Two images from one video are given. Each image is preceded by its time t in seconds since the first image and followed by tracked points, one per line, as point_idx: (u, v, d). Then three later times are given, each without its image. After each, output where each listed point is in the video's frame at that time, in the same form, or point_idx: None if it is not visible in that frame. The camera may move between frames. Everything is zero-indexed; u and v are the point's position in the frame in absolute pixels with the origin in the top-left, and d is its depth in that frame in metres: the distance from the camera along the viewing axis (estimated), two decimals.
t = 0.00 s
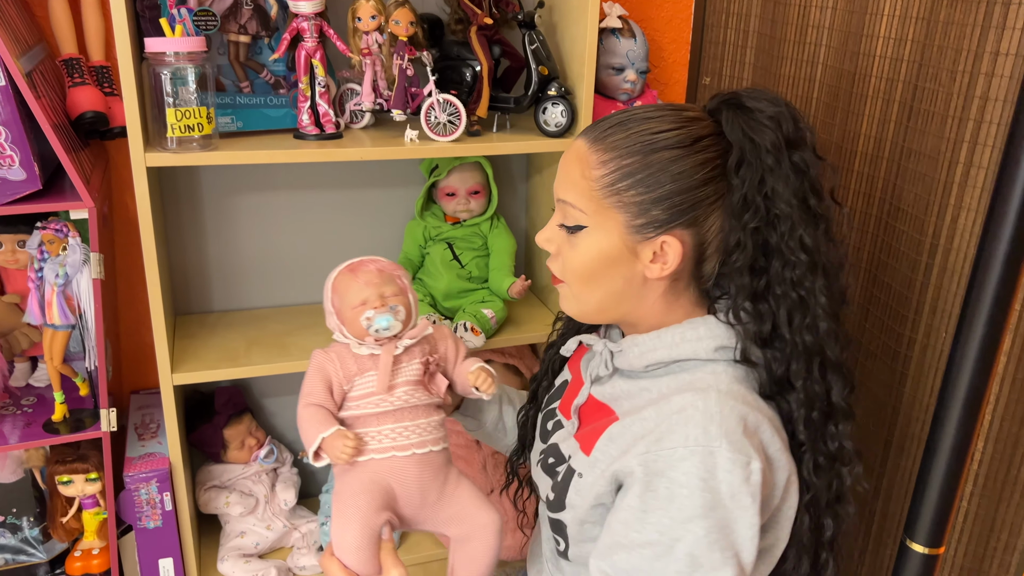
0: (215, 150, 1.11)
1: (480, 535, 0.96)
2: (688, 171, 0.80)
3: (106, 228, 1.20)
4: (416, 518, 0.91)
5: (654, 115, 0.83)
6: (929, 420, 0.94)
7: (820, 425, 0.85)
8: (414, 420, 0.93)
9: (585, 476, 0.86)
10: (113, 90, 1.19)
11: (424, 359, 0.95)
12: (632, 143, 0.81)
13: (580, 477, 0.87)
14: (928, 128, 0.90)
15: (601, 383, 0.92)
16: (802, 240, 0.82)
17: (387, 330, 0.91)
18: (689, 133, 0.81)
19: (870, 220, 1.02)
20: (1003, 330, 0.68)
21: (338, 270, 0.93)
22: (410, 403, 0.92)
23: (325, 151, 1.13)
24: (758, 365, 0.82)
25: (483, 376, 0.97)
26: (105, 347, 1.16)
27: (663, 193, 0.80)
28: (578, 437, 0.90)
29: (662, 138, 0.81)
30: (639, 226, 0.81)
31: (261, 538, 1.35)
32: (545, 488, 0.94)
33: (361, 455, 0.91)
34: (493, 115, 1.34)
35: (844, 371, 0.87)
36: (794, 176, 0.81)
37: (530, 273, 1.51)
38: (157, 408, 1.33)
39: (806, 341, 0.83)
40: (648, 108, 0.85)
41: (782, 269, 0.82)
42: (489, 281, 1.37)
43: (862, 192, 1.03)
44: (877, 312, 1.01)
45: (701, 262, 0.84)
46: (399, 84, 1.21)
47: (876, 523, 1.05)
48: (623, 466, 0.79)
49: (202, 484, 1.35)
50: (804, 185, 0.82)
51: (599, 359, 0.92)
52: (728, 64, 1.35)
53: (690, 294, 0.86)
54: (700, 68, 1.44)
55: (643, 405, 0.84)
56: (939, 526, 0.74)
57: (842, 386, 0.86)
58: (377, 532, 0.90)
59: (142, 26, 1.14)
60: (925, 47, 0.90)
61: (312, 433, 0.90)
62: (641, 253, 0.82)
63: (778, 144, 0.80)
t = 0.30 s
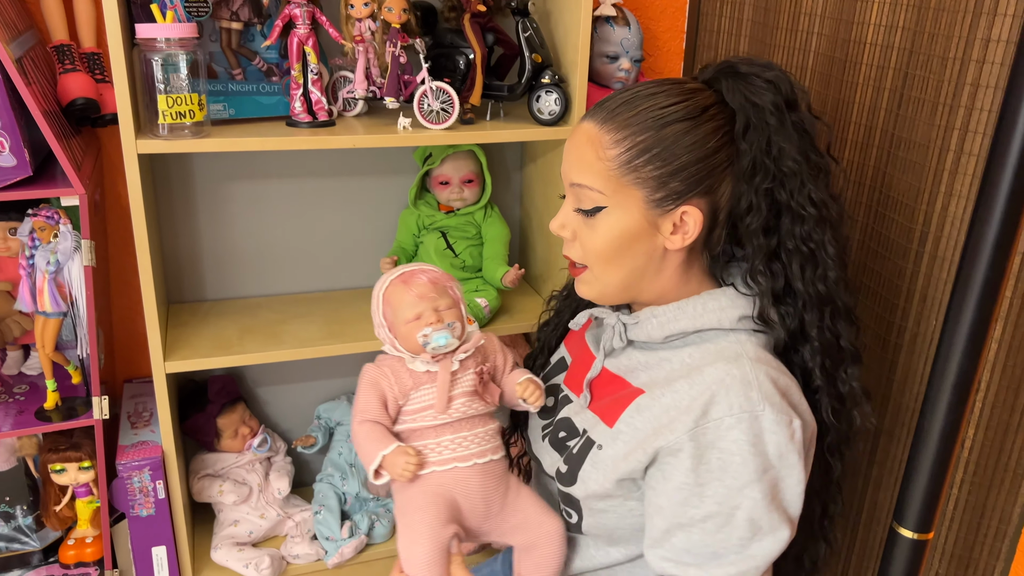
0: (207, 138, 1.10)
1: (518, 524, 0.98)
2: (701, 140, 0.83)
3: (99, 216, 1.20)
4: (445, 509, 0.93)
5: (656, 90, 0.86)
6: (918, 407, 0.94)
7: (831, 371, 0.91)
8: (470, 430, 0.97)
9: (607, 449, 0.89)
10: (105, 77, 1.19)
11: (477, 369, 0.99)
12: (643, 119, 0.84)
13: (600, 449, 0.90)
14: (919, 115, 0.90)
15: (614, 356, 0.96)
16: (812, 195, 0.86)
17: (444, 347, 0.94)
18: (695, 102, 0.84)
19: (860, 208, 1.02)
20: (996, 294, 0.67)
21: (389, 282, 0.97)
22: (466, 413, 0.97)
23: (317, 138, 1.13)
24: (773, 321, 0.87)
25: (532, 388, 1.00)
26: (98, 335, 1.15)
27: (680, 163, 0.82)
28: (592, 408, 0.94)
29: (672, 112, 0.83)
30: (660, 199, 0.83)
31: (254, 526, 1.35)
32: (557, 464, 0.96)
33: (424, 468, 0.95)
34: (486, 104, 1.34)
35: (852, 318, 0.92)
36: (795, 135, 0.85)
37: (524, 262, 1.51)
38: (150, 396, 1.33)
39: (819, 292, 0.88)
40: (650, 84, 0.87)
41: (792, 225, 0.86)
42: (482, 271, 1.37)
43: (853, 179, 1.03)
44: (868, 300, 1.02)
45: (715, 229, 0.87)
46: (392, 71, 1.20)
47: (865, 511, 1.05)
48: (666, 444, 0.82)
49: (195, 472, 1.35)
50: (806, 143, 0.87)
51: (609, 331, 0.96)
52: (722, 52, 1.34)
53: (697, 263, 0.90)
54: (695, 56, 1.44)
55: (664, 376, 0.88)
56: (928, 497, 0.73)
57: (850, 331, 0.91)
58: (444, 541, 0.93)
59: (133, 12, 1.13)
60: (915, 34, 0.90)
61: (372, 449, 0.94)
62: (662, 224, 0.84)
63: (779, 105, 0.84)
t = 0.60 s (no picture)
0: (197, 126, 1.10)
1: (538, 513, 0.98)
2: (695, 144, 0.85)
3: (89, 205, 1.19)
4: (467, 504, 0.96)
5: (647, 96, 0.87)
6: (907, 397, 0.94)
7: (819, 349, 0.93)
8: (510, 435, 1.00)
9: (631, 447, 0.89)
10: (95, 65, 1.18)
11: (515, 375, 1.02)
12: (638, 127, 0.85)
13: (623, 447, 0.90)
14: (909, 105, 0.90)
15: (625, 354, 0.97)
16: (798, 192, 0.88)
17: (486, 356, 0.98)
18: (685, 106, 0.86)
19: (851, 199, 1.02)
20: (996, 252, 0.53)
21: (431, 292, 1.01)
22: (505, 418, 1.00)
23: (308, 127, 1.13)
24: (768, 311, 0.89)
25: (560, 395, 0.99)
26: (89, 325, 1.15)
27: (677, 168, 0.84)
28: (609, 406, 0.95)
29: (665, 118, 0.85)
30: (659, 203, 0.85)
31: (247, 516, 1.35)
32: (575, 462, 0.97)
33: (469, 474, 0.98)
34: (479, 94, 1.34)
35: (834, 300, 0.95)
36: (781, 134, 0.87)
37: (517, 253, 1.51)
38: (143, 386, 1.33)
39: (807, 279, 0.90)
40: (641, 91, 0.88)
41: (782, 221, 0.88)
42: (475, 261, 1.38)
43: (843, 170, 1.03)
44: (858, 290, 1.02)
45: (713, 222, 0.89)
46: (385, 60, 1.20)
47: (855, 501, 1.06)
48: (696, 443, 0.83)
49: (187, 462, 1.35)
50: (790, 140, 0.88)
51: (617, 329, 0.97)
52: (716, 42, 1.34)
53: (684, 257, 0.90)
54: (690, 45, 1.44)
55: (679, 374, 0.89)
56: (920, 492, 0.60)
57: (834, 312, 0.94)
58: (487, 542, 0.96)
59: None
60: (906, 24, 0.90)
61: (417, 457, 0.96)
62: (663, 227, 0.86)
63: (764, 105, 0.86)
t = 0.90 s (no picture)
0: (189, 115, 1.09)
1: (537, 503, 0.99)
2: (696, 137, 0.85)
3: (80, 193, 1.19)
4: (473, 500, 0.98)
5: (649, 90, 0.87)
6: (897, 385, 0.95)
7: (819, 339, 0.93)
8: (514, 430, 1.01)
9: (639, 444, 0.90)
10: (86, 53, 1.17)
11: (519, 370, 1.02)
12: (638, 121, 0.85)
13: (630, 445, 0.91)
14: (901, 95, 0.90)
15: (632, 351, 0.96)
16: (799, 187, 0.87)
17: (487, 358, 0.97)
18: (685, 101, 0.86)
19: (843, 189, 1.03)
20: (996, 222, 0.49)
21: (432, 289, 0.99)
22: (508, 415, 1.00)
23: (301, 117, 1.12)
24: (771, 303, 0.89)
25: (561, 391, 0.99)
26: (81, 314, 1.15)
27: (677, 161, 0.84)
28: (615, 404, 0.94)
29: (665, 111, 0.85)
30: (658, 197, 0.85)
31: (240, 506, 1.35)
32: (581, 457, 0.97)
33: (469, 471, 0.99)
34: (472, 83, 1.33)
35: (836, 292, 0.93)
36: (783, 130, 0.86)
37: (510, 243, 1.51)
38: (135, 376, 1.33)
39: (807, 274, 0.89)
40: (644, 85, 0.88)
41: (783, 216, 0.88)
42: (468, 251, 1.38)
43: (837, 160, 1.03)
44: (851, 280, 1.02)
45: (716, 218, 0.89)
46: (377, 49, 1.19)
47: (846, 490, 1.06)
48: (706, 444, 0.83)
49: (181, 452, 1.35)
50: (794, 134, 0.87)
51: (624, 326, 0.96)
52: (709, 31, 1.33)
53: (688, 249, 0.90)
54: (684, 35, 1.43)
55: (686, 373, 0.89)
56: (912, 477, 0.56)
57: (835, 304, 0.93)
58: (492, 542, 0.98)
59: None
60: (899, 14, 0.90)
61: (421, 453, 0.98)
62: (662, 220, 0.86)
63: (768, 100, 0.85)
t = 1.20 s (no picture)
0: (181, 103, 1.09)
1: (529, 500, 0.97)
2: (708, 136, 0.83)
3: (73, 183, 1.18)
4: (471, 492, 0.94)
5: (666, 85, 0.85)
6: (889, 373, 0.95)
7: (822, 351, 0.91)
8: (523, 409, 0.96)
9: (646, 446, 0.88)
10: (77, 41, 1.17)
11: (529, 346, 0.97)
12: (651, 115, 0.83)
13: (637, 447, 0.89)
14: (896, 86, 0.90)
15: (640, 353, 0.93)
16: (813, 195, 0.85)
17: (497, 317, 0.93)
18: (703, 100, 0.84)
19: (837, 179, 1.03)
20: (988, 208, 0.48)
21: (445, 258, 0.95)
22: (518, 392, 0.95)
23: (294, 105, 1.12)
24: (782, 312, 0.87)
25: (560, 375, 0.96)
26: (73, 304, 1.15)
27: (687, 159, 0.82)
28: (621, 404, 0.92)
29: (680, 107, 0.83)
30: (667, 195, 0.83)
31: (234, 496, 1.35)
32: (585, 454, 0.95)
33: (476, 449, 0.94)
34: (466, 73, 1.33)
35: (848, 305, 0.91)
36: (803, 133, 0.83)
37: (505, 234, 1.50)
38: (129, 366, 1.33)
39: (813, 286, 0.88)
40: (661, 79, 0.86)
41: (794, 223, 0.86)
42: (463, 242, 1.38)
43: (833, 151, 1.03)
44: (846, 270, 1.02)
45: (730, 217, 0.88)
46: (370, 38, 1.20)
47: (840, 479, 1.06)
48: (717, 451, 0.82)
49: (174, 443, 1.35)
50: (814, 139, 0.85)
51: (632, 325, 0.93)
52: (702, 20, 1.32)
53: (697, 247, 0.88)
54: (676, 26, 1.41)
55: (697, 377, 0.87)
56: (903, 466, 0.55)
57: (845, 318, 0.90)
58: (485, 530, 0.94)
59: None
60: (895, 4, 0.90)
61: (434, 426, 0.93)
62: (671, 219, 0.84)
63: (788, 102, 0.83)
